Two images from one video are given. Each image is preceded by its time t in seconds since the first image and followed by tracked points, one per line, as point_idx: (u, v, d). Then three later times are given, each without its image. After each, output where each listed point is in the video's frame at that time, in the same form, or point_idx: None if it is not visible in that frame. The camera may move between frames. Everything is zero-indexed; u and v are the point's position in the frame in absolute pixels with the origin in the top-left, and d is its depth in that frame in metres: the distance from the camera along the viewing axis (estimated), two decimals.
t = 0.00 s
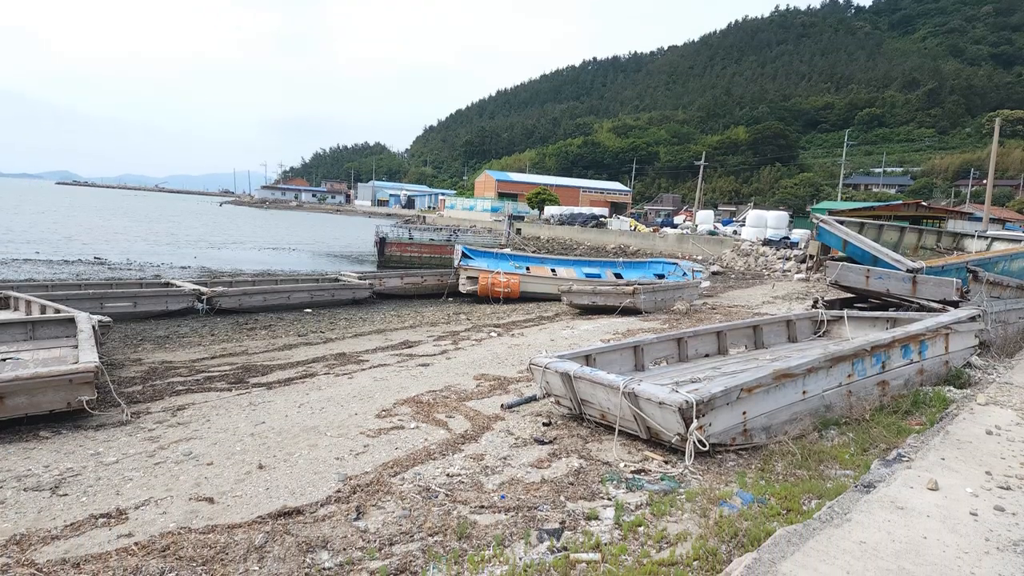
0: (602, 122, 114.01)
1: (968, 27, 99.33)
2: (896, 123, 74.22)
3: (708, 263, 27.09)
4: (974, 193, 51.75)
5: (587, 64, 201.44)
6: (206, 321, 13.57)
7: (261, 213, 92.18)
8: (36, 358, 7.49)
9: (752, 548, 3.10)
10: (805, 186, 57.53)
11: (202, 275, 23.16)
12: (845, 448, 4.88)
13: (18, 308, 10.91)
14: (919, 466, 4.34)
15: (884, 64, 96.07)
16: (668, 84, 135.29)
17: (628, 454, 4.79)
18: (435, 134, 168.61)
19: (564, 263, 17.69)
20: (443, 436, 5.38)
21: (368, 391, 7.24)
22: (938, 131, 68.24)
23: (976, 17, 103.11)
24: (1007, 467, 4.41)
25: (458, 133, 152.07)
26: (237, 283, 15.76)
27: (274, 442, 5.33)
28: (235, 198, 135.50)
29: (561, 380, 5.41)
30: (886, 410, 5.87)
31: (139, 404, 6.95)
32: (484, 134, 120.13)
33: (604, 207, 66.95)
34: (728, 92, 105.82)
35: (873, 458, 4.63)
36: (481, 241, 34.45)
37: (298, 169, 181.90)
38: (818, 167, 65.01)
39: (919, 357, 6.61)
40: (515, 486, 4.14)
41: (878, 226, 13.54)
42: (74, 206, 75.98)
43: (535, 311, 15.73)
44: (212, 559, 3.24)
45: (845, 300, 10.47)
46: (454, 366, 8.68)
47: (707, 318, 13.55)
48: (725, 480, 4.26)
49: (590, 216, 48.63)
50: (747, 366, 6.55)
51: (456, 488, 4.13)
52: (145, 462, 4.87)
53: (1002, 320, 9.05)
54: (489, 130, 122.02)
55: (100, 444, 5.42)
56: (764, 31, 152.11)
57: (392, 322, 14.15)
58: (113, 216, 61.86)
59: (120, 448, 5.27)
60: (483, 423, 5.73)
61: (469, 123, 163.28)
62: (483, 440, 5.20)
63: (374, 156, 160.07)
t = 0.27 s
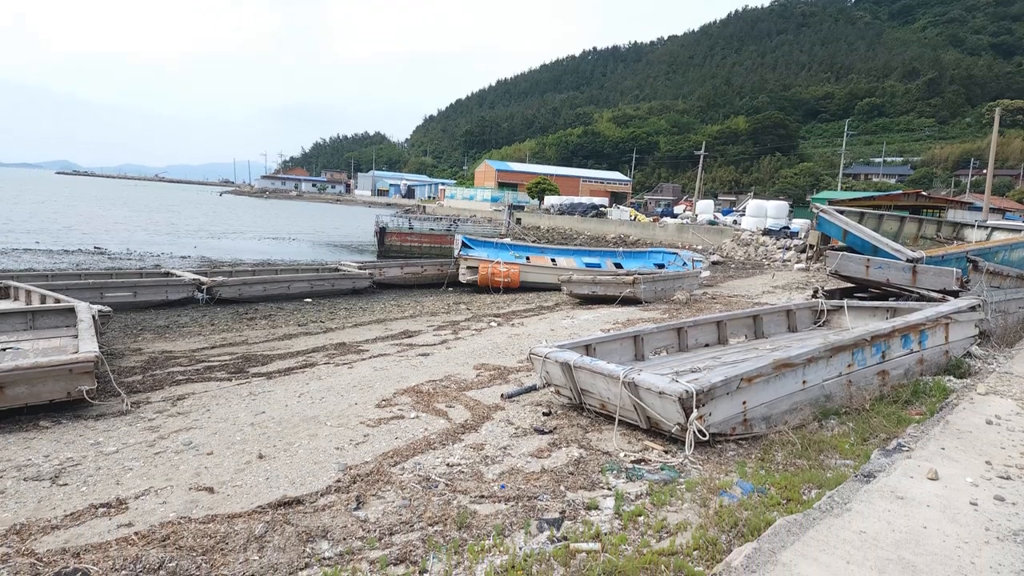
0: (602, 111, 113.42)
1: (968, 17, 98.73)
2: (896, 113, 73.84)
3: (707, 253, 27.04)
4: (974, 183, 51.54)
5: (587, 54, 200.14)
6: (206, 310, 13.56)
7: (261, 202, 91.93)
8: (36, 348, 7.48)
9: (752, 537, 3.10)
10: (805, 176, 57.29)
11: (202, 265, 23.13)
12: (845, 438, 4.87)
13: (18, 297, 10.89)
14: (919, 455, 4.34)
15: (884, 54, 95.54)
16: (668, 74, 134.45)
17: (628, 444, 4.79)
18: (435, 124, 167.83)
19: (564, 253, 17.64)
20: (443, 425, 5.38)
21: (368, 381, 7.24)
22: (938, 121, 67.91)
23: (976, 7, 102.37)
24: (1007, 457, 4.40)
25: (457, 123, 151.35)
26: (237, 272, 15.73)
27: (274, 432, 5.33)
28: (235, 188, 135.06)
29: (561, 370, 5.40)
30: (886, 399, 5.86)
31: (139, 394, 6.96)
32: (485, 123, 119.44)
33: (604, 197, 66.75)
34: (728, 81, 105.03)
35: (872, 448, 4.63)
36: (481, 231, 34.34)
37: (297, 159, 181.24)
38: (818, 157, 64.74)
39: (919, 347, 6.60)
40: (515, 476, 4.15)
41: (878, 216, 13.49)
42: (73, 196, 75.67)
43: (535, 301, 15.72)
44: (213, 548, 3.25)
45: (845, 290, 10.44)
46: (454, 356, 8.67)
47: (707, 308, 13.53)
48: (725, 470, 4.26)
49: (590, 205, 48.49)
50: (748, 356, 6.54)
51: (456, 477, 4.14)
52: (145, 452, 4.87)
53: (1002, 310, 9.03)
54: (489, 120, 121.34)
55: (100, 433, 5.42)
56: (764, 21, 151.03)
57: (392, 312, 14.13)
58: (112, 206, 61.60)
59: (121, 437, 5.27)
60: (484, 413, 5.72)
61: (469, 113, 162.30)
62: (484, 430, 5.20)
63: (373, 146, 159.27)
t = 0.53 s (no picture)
0: (602, 101, 112.79)
1: (968, 6, 98.11)
2: (896, 103, 73.49)
3: (707, 242, 26.99)
4: (974, 173, 51.35)
5: (587, 44, 198.85)
6: (206, 300, 13.53)
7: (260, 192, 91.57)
8: (36, 338, 7.46)
9: (752, 527, 3.10)
10: (805, 166, 57.06)
11: (202, 255, 23.04)
12: (845, 428, 4.87)
13: (18, 287, 10.86)
14: (919, 445, 4.34)
15: (884, 44, 94.98)
16: (668, 63, 133.60)
17: (628, 433, 4.79)
18: (435, 114, 166.99)
19: (564, 243, 17.59)
20: (443, 415, 5.38)
21: (368, 371, 7.23)
22: (938, 111, 67.60)
23: None
24: (1007, 447, 4.40)
25: (457, 113, 150.55)
26: (237, 262, 15.69)
27: (274, 421, 5.34)
28: (235, 177, 134.48)
29: (561, 360, 5.39)
30: (886, 389, 5.86)
31: (139, 383, 6.97)
32: (485, 113, 118.77)
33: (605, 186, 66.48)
34: (729, 71, 104.45)
35: (872, 438, 4.63)
36: (481, 220, 34.25)
37: (296, 149, 180.43)
38: (818, 147, 64.46)
39: (919, 337, 6.59)
40: (515, 465, 4.15)
41: (878, 206, 13.45)
42: (73, 186, 75.37)
43: (535, 291, 15.69)
44: (213, 538, 3.25)
45: (845, 280, 10.42)
46: (454, 346, 8.66)
47: (707, 297, 13.50)
48: (725, 459, 4.26)
49: (590, 195, 48.35)
50: (747, 346, 6.52)
51: (456, 467, 4.13)
52: (145, 442, 4.87)
53: (1002, 300, 9.01)
54: (489, 110, 120.69)
55: (100, 423, 5.42)
56: (765, 10, 149.88)
57: (392, 302, 14.11)
58: (112, 196, 61.36)
59: (120, 427, 5.27)
60: (483, 402, 5.72)
61: (468, 103, 161.39)
62: (484, 420, 5.19)
63: (372, 136, 158.38)
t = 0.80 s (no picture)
0: (602, 91, 112.08)
1: None
2: (896, 93, 73.05)
3: (707, 232, 26.92)
4: (974, 162, 51.09)
5: (587, 33, 197.19)
6: (206, 290, 13.52)
7: (260, 182, 91.18)
8: (36, 327, 7.45)
9: (752, 517, 3.11)
10: (805, 156, 56.81)
11: (202, 245, 23.05)
12: (845, 417, 4.87)
13: (18, 277, 10.84)
14: (919, 435, 4.34)
15: (884, 33, 94.36)
16: (668, 53, 132.62)
17: (628, 423, 4.79)
18: (435, 104, 166.01)
19: (564, 233, 17.53)
20: (443, 405, 5.38)
21: (368, 360, 7.24)
22: (938, 101, 67.23)
23: None
24: (1006, 437, 4.40)
25: (456, 104, 149.71)
26: (237, 252, 15.66)
27: (274, 411, 5.34)
28: (236, 167, 133.88)
29: (561, 349, 5.38)
30: (886, 378, 5.86)
31: (139, 373, 6.97)
32: (484, 103, 118.07)
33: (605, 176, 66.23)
34: (729, 60, 103.72)
35: (872, 427, 4.63)
36: (481, 210, 34.16)
37: (296, 139, 179.78)
38: (818, 137, 64.14)
39: (919, 327, 6.57)
40: (515, 455, 4.15)
41: (878, 196, 13.38)
42: (73, 175, 74.94)
43: (535, 280, 15.68)
44: (212, 529, 3.25)
45: (845, 270, 10.39)
46: (454, 335, 8.67)
47: (708, 287, 13.48)
48: (725, 449, 4.26)
49: (590, 185, 48.19)
50: (747, 335, 6.51)
51: (457, 457, 4.13)
52: (145, 432, 4.87)
53: (1002, 289, 8.98)
54: (489, 100, 119.95)
55: (100, 413, 5.42)
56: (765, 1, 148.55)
57: (392, 291, 14.10)
58: (111, 186, 61.09)
59: (121, 417, 5.28)
60: (483, 392, 5.72)
61: (468, 92, 160.33)
62: (484, 409, 5.20)
63: (372, 126, 157.44)
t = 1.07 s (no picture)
0: (602, 80, 111.33)
1: None
2: (896, 82, 72.62)
3: (707, 222, 26.82)
4: (974, 152, 50.85)
5: (586, 24, 195.69)
6: (206, 280, 13.48)
7: (260, 172, 90.72)
8: (36, 317, 7.43)
9: (752, 507, 3.11)
10: (805, 145, 56.53)
11: (201, 235, 22.94)
12: (845, 407, 4.87)
13: (17, 267, 10.81)
14: (919, 425, 4.33)
15: (884, 23, 93.74)
16: (668, 42, 131.62)
17: (628, 413, 4.79)
18: (435, 94, 165.01)
19: (564, 222, 17.46)
20: (443, 394, 5.38)
21: (368, 350, 7.23)
22: (938, 91, 66.85)
23: None
24: (1006, 426, 4.40)
25: (456, 94, 148.80)
26: (237, 242, 15.61)
27: (274, 401, 5.34)
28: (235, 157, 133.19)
29: (561, 339, 5.37)
30: (886, 368, 5.85)
31: (139, 363, 6.97)
32: (484, 93, 117.33)
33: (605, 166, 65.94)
34: (729, 50, 102.96)
35: (872, 417, 4.63)
36: (480, 200, 34.01)
37: (295, 129, 178.81)
38: (818, 127, 63.81)
39: (919, 317, 6.55)
40: (515, 445, 4.15)
41: (878, 186, 13.30)
42: (72, 165, 74.48)
43: (535, 270, 15.63)
44: (213, 518, 3.26)
45: (845, 260, 10.35)
46: (454, 325, 8.66)
47: (707, 277, 13.44)
48: (725, 439, 4.26)
49: (590, 174, 48.01)
50: (747, 325, 6.49)
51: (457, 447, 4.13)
52: (145, 422, 4.88)
53: (1002, 279, 8.95)
54: (488, 90, 119.23)
55: (100, 403, 5.42)
56: None
57: (392, 281, 14.05)
58: (110, 176, 60.77)
59: (121, 406, 5.28)
60: (483, 381, 5.73)
61: (468, 82, 159.15)
62: (483, 399, 5.20)
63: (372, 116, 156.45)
